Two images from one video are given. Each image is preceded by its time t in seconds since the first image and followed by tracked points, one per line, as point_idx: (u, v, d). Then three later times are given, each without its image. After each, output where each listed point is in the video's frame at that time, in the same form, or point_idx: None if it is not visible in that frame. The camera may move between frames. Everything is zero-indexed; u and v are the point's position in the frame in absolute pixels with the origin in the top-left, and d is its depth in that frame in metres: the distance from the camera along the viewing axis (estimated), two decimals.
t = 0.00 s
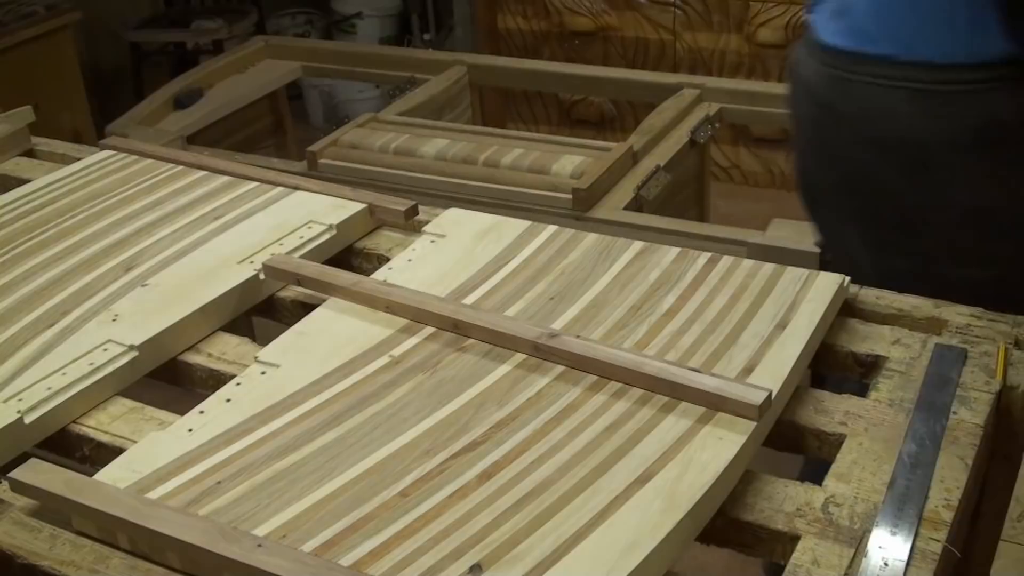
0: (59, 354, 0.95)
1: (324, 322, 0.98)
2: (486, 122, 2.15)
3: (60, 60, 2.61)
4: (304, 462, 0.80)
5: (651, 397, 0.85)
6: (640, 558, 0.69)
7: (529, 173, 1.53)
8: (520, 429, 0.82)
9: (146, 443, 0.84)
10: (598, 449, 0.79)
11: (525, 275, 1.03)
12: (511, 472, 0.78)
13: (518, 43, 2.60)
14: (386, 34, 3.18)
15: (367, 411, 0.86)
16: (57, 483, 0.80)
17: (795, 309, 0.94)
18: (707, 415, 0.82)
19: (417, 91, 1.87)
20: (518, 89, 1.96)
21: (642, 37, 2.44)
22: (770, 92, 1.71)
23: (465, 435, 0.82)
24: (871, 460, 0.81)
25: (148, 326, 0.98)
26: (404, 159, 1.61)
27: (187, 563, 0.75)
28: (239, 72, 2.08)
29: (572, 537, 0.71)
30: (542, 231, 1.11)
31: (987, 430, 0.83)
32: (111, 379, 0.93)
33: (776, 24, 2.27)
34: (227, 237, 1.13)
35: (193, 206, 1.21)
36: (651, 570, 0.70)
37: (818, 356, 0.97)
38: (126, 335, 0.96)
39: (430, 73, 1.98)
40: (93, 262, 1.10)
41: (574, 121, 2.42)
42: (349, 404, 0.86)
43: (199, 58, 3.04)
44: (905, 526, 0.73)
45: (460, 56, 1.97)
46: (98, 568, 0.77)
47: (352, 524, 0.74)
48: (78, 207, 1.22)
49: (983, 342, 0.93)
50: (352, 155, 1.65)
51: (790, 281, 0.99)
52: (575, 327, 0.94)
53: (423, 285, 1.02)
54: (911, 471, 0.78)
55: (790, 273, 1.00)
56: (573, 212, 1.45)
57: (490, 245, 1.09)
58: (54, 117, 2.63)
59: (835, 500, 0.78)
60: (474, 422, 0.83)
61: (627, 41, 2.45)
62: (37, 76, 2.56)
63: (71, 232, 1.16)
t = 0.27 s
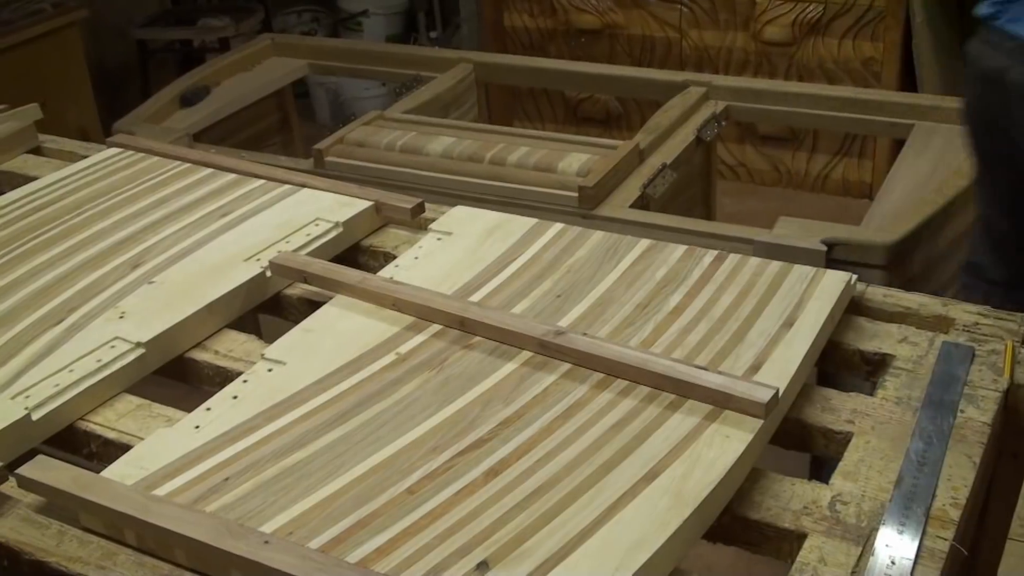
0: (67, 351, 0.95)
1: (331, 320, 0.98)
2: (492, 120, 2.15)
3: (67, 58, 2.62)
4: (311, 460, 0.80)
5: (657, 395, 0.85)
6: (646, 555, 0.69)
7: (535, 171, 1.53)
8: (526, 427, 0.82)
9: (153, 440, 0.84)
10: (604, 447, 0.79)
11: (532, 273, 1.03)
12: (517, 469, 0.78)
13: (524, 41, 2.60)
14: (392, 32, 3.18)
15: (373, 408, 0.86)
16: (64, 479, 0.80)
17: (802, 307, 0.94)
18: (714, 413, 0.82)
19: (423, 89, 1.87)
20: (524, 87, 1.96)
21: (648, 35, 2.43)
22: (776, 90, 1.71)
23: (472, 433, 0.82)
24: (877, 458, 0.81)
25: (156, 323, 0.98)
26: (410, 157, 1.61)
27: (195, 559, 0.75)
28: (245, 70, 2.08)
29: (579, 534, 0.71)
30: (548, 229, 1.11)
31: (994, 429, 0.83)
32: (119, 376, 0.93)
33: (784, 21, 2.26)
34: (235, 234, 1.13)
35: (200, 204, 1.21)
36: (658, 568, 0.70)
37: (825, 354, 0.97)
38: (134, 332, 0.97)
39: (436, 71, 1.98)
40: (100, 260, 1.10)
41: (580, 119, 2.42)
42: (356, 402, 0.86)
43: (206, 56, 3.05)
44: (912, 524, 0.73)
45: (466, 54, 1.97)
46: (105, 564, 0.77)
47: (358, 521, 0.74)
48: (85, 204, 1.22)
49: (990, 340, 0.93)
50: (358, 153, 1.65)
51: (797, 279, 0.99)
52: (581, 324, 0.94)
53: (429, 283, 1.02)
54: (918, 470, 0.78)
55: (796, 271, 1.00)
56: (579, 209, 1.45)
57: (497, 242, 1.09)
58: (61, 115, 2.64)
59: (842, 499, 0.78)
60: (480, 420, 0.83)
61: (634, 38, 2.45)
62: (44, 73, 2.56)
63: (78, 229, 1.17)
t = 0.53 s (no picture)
0: (85, 345, 0.96)
1: (349, 317, 0.98)
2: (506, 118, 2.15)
3: (83, 53, 2.63)
4: (328, 457, 0.80)
5: (675, 396, 0.84)
6: (665, 556, 0.69)
7: (550, 170, 1.52)
8: (544, 426, 0.82)
9: (171, 436, 0.84)
10: (622, 447, 0.79)
11: (549, 272, 1.03)
12: (536, 468, 0.78)
13: (539, 39, 2.60)
14: (406, 30, 3.18)
15: (391, 406, 0.86)
16: (83, 473, 0.80)
17: (821, 308, 0.94)
18: (732, 414, 0.82)
19: (438, 88, 1.87)
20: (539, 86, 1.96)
21: (664, 34, 2.43)
22: (793, 90, 1.70)
23: (490, 431, 0.82)
24: (897, 461, 0.80)
25: (174, 319, 0.98)
26: (425, 155, 1.61)
27: (212, 555, 0.75)
28: (261, 66, 2.09)
29: (597, 534, 0.71)
30: (566, 228, 1.11)
31: (1015, 433, 0.82)
32: (137, 371, 0.93)
33: (801, 22, 2.25)
34: (252, 230, 1.13)
35: (218, 200, 1.21)
36: (676, 569, 0.69)
37: (844, 356, 0.96)
38: (152, 327, 0.97)
39: (451, 69, 1.98)
40: (118, 255, 1.10)
41: (594, 118, 2.42)
42: (373, 399, 0.86)
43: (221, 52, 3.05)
44: (932, 528, 0.72)
45: (482, 52, 1.97)
46: (124, 559, 0.77)
47: (376, 519, 0.74)
48: (103, 199, 1.23)
49: (1010, 344, 0.92)
50: (374, 150, 1.65)
51: (816, 281, 0.98)
52: (599, 324, 0.94)
53: (446, 281, 1.02)
54: (938, 473, 0.77)
55: (815, 273, 0.99)
56: (595, 209, 1.44)
57: (514, 241, 1.08)
58: (76, 110, 2.65)
59: (861, 501, 0.77)
60: (498, 419, 0.83)
61: (649, 38, 2.45)
62: (61, 68, 2.57)
63: (96, 224, 1.17)
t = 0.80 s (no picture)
0: (103, 338, 0.96)
1: (365, 312, 0.98)
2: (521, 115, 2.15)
3: (100, 47, 2.64)
4: (345, 452, 0.80)
5: (692, 395, 0.84)
6: (683, 554, 0.68)
7: (566, 167, 1.52)
8: (561, 423, 0.82)
9: (189, 429, 0.84)
10: (639, 445, 0.79)
11: (566, 269, 1.03)
12: (553, 465, 0.77)
13: (554, 36, 2.59)
14: (421, 26, 3.17)
15: (408, 401, 0.86)
16: (101, 466, 0.80)
17: (840, 307, 0.93)
18: (750, 413, 0.81)
19: (453, 84, 1.87)
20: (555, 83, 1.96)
21: (680, 32, 2.42)
22: (810, 89, 1.69)
23: (507, 428, 0.82)
24: (915, 462, 0.80)
25: (191, 313, 0.98)
26: (441, 151, 1.61)
27: (229, 549, 0.75)
28: (276, 61, 2.09)
29: (615, 532, 0.71)
30: (583, 225, 1.10)
31: None
32: (154, 364, 0.94)
33: (818, 20, 2.24)
34: (269, 225, 1.13)
35: (235, 194, 1.21)
36: (693, 568, 0.69)
37: (862, 357, 0.96)
38: (169, 321, 0.97)
39: (466, 66, 1.98)
40: (135, 248, 1.11)
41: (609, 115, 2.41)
42: (390, 395, 0.86)
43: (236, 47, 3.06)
44: (952, 530, 0.72)
45: (498, 49, 1.96)
46: (141, 552, 0.77)
47: (392, 515, 0.74)
48: (121, 193, 1.23)
49: None
50: (390, 146, 1.65)
51: (834, 280, 0.98)
52: (616, 322, 0.94)
53: (463, 277, 1.02)
54: (957, 475, 0.77)
55: (834, 272, 0.99)
56: (611, 206, 1.44)
57: (531, 238, 1.08)
58: (92, 104, 2.66)
59: (879, 502, 0.77)
60: (515, 415, 0.83)
61: (665, 35, 2.44)
62: (77, 62, 2.58)
63: (113, 218, 1.17)
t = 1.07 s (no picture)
0: (114, 330, 0.96)
1: (375, 305, 0.98)
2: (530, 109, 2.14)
3: (111, 39, 2.64)
4: (355, 445, 0.80)
5: (703, 389, 0.84)
6: (694, 548, 0.68)
7: (576, 161, 1.51)
8: (572, 417, 0.82)
9: (200, 421, 0.84)
10: (650, 439, 0.79)
11: (577, 263, 1.02)
12: (563, 458, 0.77)
13: (564, 30, 2.59)
14: (431, 19, 3.16)
15: (418, 394, 0.85)
16: (112, 457, 0.81)
17: (852, 302, 0.93)
18: (762, 408, 0.81)
19: (463, 77, 1.87)
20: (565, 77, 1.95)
21: (691, 26, 2.41)
22: (822, 83, 1.68)
23: (517, 421, 0.82)
24: (927, 457, 0.80)
25: (202, 305, 0.98)
26: (451, 144, 1.61)
27: (240, 541, 0.76)
28: (287, 54, 2.09)
29: (625, 526, 0.71)
30: (593, 219, 1.10)
31: None
32: (165, 356, 0.94)
33: (830, 15, 2.23)
34: (280, 218, 1.13)
35: (246, 187, 1.21)
36: (704, 562, 0.69)
37: (873, 352, 0.95)
38: (181, 313, 0.97)
39: (477, 59, 1.97)
40: (147, 240, 1.11)
41: (619, 109, 2.41)
42: (400, 387, 0.86)
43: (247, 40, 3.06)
44: (964, 525, 0.72)
45: (509, 42, 1.96)
46: (152, 543, 0.78)
47: (402, 508, 0.74)
48: (132, 185, 1.23)
49: None
50: (400, 139, 1.65)
51: (846, 275, 0.97)
52: (627, 315, 0.93)
53: (473, 270, 1.02)
54: (969, 470, 0.76)
55: (845, 267, 0.98)
56: (621, 200, 1.44)
57: (542, 232, 1.08)
58: (103, 97, 2.66)
59: (891, 497, 0.76)
60: (526, 409, 0.83)
61: (676, 29, 2.43)
62: (88, 55, 2.59)
63: (125, 210, 1.17)
